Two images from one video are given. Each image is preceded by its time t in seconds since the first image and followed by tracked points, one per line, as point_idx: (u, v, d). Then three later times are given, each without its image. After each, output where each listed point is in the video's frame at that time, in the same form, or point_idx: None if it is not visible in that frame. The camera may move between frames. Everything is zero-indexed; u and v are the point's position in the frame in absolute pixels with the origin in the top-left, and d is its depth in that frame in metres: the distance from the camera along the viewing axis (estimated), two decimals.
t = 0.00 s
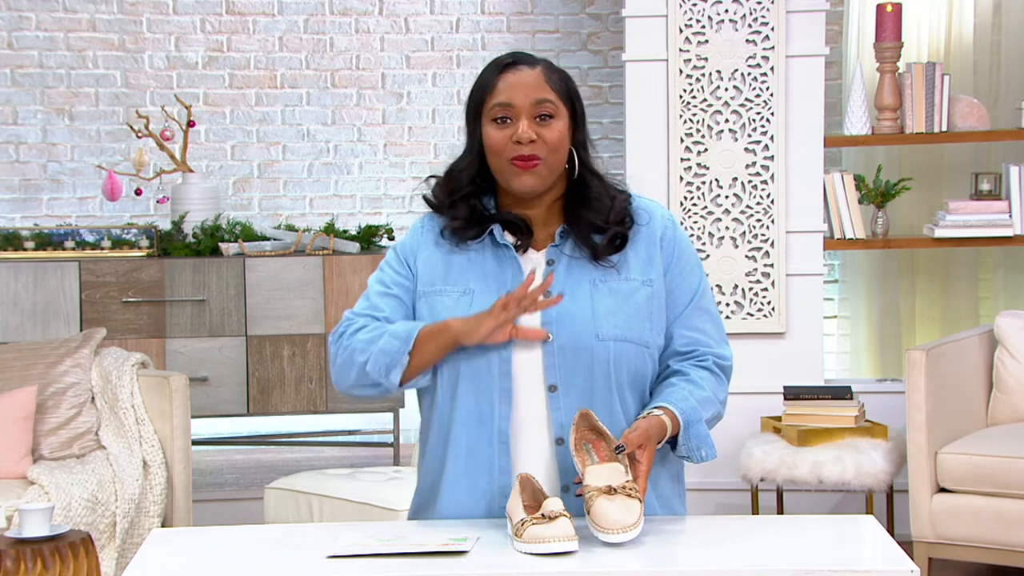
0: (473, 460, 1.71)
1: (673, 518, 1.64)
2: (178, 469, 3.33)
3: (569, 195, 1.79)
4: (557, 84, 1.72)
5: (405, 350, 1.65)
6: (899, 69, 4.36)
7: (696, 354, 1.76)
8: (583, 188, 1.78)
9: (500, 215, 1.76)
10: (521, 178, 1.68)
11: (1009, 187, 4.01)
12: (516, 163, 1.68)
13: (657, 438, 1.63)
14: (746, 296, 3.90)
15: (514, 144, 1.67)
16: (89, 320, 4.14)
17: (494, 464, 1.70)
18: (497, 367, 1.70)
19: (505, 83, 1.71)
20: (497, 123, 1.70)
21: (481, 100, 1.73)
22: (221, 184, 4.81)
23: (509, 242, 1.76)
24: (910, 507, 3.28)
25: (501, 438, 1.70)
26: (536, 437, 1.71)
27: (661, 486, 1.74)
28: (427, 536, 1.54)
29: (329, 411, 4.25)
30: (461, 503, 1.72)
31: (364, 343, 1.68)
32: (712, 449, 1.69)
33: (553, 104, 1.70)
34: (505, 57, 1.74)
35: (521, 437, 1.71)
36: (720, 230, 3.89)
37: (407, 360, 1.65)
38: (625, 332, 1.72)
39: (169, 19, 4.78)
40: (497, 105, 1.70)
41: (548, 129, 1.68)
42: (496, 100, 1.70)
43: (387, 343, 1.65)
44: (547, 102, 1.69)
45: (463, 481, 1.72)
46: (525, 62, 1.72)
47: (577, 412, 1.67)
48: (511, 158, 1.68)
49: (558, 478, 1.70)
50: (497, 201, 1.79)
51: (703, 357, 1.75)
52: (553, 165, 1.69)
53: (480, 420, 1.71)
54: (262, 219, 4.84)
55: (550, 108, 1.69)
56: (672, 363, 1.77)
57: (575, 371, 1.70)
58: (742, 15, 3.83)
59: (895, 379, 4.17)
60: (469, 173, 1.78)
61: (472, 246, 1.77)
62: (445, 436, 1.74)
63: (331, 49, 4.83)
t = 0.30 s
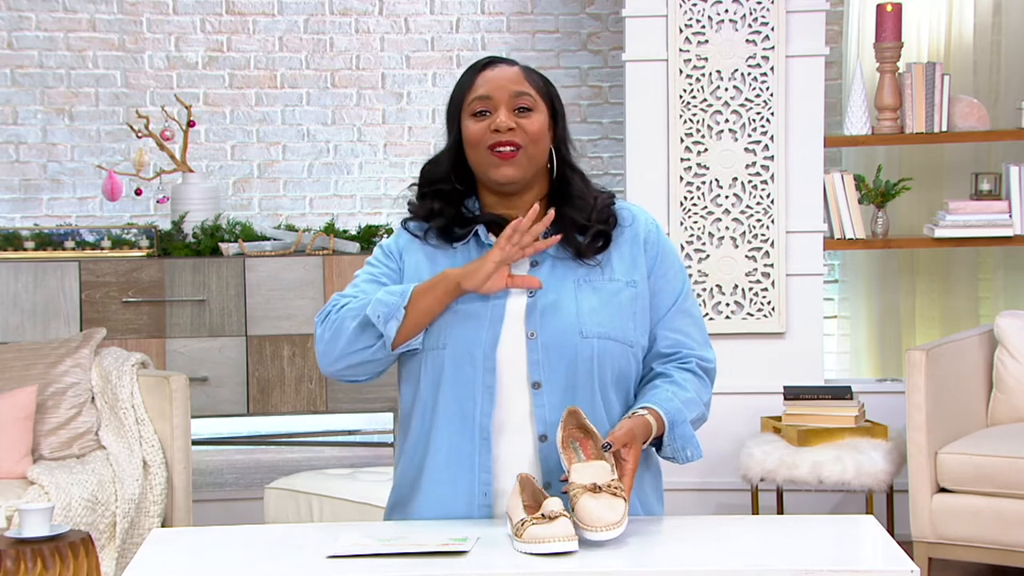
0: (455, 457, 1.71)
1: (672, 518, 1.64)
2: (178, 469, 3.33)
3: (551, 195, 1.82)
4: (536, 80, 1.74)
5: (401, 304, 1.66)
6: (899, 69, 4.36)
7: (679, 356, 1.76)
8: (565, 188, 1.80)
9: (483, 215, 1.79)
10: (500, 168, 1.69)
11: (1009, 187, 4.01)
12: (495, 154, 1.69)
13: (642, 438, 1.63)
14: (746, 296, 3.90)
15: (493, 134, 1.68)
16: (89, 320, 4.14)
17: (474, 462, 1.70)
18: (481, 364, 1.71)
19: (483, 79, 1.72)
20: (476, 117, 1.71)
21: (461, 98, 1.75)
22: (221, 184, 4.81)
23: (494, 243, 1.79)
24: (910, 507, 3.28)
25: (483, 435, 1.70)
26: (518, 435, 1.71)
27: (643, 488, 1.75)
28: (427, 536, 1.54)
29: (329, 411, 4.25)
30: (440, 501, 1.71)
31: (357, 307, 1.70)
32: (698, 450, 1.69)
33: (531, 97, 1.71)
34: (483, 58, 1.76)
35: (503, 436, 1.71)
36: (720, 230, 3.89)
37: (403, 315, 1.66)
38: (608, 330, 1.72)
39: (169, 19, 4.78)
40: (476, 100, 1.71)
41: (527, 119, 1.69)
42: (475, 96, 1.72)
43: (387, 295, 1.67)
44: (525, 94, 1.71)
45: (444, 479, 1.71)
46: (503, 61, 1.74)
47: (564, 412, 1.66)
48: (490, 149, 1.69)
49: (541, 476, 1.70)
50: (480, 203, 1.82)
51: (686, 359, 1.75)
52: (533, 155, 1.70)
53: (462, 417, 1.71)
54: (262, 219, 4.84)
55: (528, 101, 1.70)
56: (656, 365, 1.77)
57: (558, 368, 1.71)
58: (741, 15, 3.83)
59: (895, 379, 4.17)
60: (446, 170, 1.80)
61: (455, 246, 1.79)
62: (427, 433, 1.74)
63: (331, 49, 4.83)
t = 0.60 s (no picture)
0: (449, 454, 1.71)
1: (670, 518, 1.64)
2: (178, 469, 3.33)
3: (539, 193, 1.82)
4: (521, 80, 1.74)
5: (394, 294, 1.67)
6: (899, 69, 4.36)
7: (671, 349, 1.76)
8: (552, 186, 1.81)
9: (472, 215, 1.80)
10: (488, 168, 1.69)
11: (1009, 187, 4.01)
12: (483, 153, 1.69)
13: (636, 434, 1.63)
14: (746, 296, 3.90)
15: (481, 132, 1.68)
16: (89, 320, 4.14)
17: (468, 458, 1.70)
18: (473, 359, 1.71)
19: (469, 78, 1.72)
20: (463, 117, 1.71)
21: (446, 99, 1.74)
22: (221, 184, 4.81)
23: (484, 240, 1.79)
24: (910, 507, 3.28)
25: (476, 431, 1.70)
26: (512, 430, 1.71)
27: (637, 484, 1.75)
28: (426, 536, 1.54)
29: (329, 411, 4.25)
30: (434, 497, 1.71)
31: (347, 303, 1.71)
32: (692, 444, 1.69)
33: (518, 96, 1.71)
34: (467, 60, 1.77)
35: (496, 431, 1.71)
36: (720, 230, 3.89)
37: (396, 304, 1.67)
38: (599, 323, 1.72)
39: (169, 19, 4.78)
40: (462, 99, 1.71)
41: (514, 117, 1.69)
42: (461, 95, 1.72)
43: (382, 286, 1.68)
44: (511, 94, 1.71)
45: (437, 475, 1.71)
46: (488, 62, 1.74)
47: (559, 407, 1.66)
48: (478, 148, 1.69)
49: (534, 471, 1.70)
50: (469, 203, 1.83)
51: (678, 352, 1.75)
52: (522, 153, 1.70)
53: (455, 413, 1.71)
54: (262, 219, 4.84)
55: (515, 100, 1.71)
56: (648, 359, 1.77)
57: (550, 362, 1.71)
58: (741, 15, 3.83)
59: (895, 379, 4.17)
60: (434, 171, 1.81)
61: (445, 246, 1.80)
62: (421, 429, 1.74)
63: (331, 49, 4.83)
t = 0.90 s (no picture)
0: (458, 456, 1.71)
1: (670, 517, 1.64)
2: (178, 469, 3.33)
3: (542, 193, 1.80)
4: (524, 82, 1.73)
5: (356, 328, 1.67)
6: (899, 69, 4.36)
7: (676, 347, 1.76)
8: (556, 185, 1.79)
9: (473, 216, 1.76)
10: (493, 176, 1.69)
11: (1009, 187, 4.01)
12: (486, 161, 1.69)
13: (640, 433, 1.63)
14: (746, 296, 3.90)
15: (485, 142, 1.68)
16: (89, 320, 4.14)
17: (478, 460, 1.70)
18: (482, 361, 1.70)
19: (472, 82, 1.71)
20: (466, 124, 1.70)
21: (449, 102, 1.74)
22: (221, 184, 4.81)
23: (486, 242, 1.76)
24: (910, 507, 3.28)
25: (486, 433, 1.70)
26: (522, 431, 1.71)
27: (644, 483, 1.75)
28: (427, 536, 1.55)
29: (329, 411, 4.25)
30: (444, 499, 1.71)
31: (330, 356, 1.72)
32: (697, 442, 1.70)
33: (521, 101, 1.70)
34: (470, 59, 1.75)
35: (506, 431, 1.71)
36: (720, 230, 3.89)
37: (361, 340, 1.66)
38: (607, 322, 1.72)
39: (169, 19, 4.78)
40: (465, 105, 1.70)
41: (518, 125, 1.68)
42: (465, 100, 1.71)
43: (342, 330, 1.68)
44: (515, 100, 1.70)
45: (446, 477, 1.71)
46: (491, 62, 1.73)
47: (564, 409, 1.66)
48: (482, 156, 1.69)
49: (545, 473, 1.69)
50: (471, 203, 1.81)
51: (684, 350, 1.75)
52: (526, 161, 1.70)
53: (464, 416, 1.71)
54: (262, 219, 4.84)
55: (518, 105, 1.70)
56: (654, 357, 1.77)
57: (559, 363, 1.71)
58: (742, 15, 3.83)
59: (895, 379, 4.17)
60: (437, 172, 1.78)
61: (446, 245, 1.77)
62: (430, 431, 1.74)
63: (331, 49, 4.83)
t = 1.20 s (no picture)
0: (469, 463, 1.71)
1: (670, 517, 1.64)
2: (178, 469, 3.33)
3: (554, 193, 1.81)
4: (534, 81, 1.73)
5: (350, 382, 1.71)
6: (899, 69, 4.36)
7: (685, 351, 1.76)
8: (569, 187, 1.79)
9: (484, 219, 1.76)
10: (504, 178, 1.69)
11: (1009, 187, 4.01)
12: (498, 162, 1.69)
13: (645, 439, 1.63)
14: (746, 296, 3.90)
15: (496, 144, 1.68)
16: (89, 319, 4.14)
17: (488, 467, 1.70)
18: (493, 370, 1.71)
19: (483, 82, 1.71)
20: (477, 125, 1.70)
21: (460, 102, 1.73)
22: (221, 184, 4.81)
23: (496, 245, 1.76)
24: (910, 507, 3.28)
25: (497, 442, 1.70)
26: (533, 439, 1.71)
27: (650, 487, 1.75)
28: (428, 536, 1.54)
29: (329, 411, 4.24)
30: (455, 505, 1.72)
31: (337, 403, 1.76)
32: (703, 447, 1.71)
33: (532, 102, 1.70)
34: (481, 58, 1.75)
35: (517, 437, 1.71)
36: (720, 230, 3.89)
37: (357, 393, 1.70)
38: (621, 331, 1.72)
39: (169, 19, 4.78)
40: (476, 106, 1.70)
41: (528, 126, 1.68)
42: (476, 101, 1.71)
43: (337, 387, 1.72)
44: (526, 100, 1.70)
45: (457, 484, 1.72)
46: (502, 61, 1.73)
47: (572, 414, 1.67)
48: (494, 158, 1.69)
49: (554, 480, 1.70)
50: (481, 203, 1.80)
51: (693, 354, 1.76)
52: (537, 162, 1.70)
53: (475, 425, 1.71)
54: (262, 219, 4.84)
55: (529, 106, 1.70)
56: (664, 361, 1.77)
57: (572, 372, 1.71)
58: (741, 15, 3.83)
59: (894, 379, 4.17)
60: (449, 178, 1.79)
61: (457, 250, 1.77)
62: (441, 437, 1.74)
63: (331, 49, 4.83)
